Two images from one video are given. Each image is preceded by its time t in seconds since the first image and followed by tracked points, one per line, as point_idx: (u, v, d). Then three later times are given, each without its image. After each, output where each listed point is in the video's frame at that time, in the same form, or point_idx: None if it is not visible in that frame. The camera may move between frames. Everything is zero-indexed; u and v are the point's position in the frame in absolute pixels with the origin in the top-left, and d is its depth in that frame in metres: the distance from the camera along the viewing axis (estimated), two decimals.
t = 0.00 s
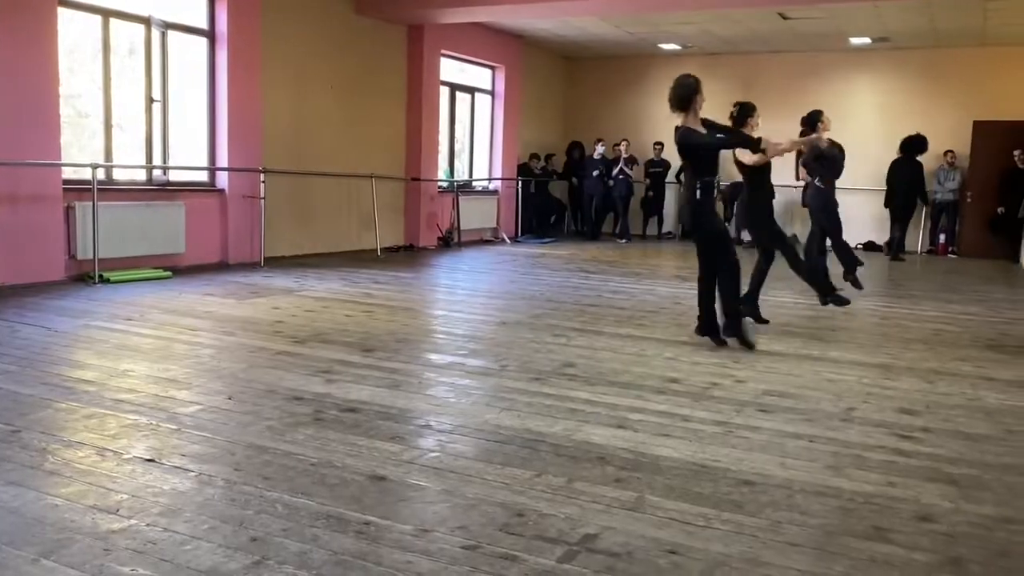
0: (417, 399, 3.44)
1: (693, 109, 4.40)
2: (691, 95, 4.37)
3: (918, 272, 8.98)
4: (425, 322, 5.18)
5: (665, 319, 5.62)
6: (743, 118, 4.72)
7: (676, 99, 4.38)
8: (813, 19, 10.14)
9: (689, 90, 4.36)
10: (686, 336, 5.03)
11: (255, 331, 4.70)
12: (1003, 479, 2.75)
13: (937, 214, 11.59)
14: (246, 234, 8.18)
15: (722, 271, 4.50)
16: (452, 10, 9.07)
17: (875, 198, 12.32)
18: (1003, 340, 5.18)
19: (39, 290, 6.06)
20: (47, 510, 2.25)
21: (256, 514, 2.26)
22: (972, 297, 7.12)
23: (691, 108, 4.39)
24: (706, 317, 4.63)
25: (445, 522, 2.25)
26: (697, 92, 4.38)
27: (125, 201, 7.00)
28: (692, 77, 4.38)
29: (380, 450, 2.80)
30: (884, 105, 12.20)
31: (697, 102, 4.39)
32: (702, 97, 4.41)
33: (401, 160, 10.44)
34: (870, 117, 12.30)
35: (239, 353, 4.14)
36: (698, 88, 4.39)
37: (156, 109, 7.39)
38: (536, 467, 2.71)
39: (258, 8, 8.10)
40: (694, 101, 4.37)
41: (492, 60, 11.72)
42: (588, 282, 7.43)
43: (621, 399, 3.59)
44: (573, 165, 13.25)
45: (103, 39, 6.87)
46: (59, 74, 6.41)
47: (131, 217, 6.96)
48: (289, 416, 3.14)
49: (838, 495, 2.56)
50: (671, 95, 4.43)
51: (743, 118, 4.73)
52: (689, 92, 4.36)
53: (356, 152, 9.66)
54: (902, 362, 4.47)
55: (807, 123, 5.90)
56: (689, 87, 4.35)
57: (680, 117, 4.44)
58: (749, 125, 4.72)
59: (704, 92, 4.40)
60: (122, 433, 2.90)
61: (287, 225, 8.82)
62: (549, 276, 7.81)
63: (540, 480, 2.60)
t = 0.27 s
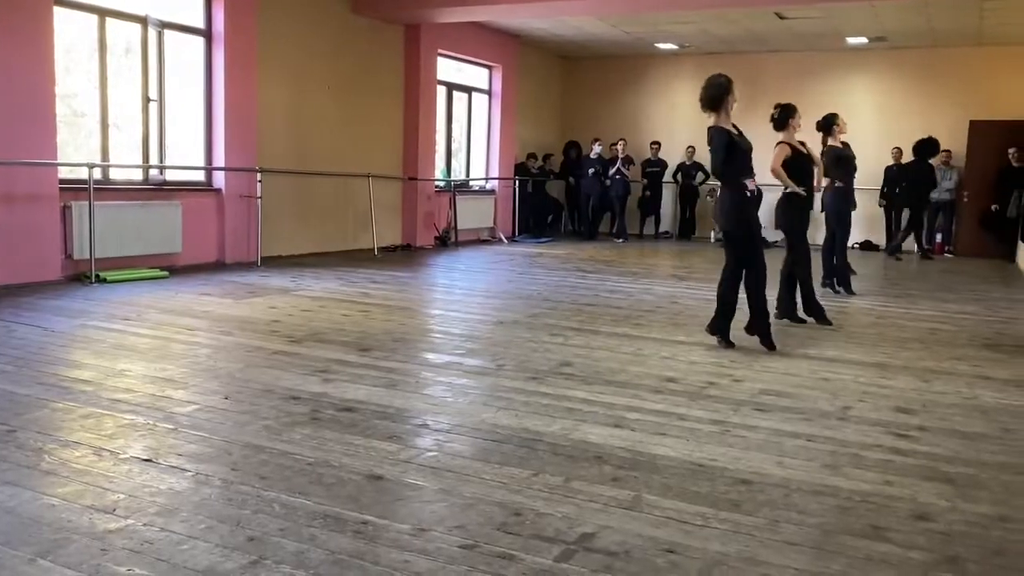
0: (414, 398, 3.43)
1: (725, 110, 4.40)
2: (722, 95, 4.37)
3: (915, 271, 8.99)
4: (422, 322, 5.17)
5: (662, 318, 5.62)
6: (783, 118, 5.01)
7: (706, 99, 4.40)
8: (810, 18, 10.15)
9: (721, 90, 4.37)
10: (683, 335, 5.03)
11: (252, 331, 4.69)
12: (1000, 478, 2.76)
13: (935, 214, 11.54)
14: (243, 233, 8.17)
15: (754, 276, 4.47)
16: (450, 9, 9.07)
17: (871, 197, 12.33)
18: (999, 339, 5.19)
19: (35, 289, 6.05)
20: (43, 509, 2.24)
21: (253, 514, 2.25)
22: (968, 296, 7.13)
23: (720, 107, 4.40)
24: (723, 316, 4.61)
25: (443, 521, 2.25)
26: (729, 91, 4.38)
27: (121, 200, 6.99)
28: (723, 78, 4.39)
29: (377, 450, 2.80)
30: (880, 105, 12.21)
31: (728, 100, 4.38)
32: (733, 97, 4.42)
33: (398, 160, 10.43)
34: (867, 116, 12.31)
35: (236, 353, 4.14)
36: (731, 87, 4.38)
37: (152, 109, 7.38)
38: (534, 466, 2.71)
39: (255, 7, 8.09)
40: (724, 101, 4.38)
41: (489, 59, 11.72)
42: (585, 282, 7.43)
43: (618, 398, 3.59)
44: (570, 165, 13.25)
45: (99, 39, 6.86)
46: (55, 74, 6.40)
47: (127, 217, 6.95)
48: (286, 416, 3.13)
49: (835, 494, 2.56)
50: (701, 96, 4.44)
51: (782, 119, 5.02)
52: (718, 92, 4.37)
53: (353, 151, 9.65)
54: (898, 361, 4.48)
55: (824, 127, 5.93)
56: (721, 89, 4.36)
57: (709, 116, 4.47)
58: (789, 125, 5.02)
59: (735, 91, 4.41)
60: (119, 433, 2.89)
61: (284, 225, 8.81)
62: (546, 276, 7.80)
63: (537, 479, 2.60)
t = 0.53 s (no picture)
0: (410, 398, 3.43)
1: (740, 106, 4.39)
2: (735, 90, 4.38)
3: (911, 271, 9.00)
4: (419, 321, 5.17)
5: (659, 318, 5.62)
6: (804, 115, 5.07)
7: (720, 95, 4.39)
8: (806, 18, 10.16)
9: (736, 87, 4.37)
10: (680, 335, 5.04)
11: (248, 331, 4.69)
12: (996, 477, 2.76)
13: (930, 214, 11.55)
14: (239, 233, 8.15)
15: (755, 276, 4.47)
16: (447, 9, 9.07)
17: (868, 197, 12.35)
18: (995, 339, 5.20)
19: (31, 289, 6.03)
20: (39, 510, 2.24)
21: (249, 515, 2.25)
22: (964, 296, 7.14)
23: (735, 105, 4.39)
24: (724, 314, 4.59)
25: (439, 522, 2.25)
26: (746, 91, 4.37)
27: (116, 200, 6.97)
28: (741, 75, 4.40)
29: (373, 450, 2.79)
30: (876, 104, 12.23)
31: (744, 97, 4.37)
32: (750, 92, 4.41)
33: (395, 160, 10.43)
34: (863, 116, 12.33)
35: (232, 353, 4.13)
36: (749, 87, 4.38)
37: (148, 108, 7.36)
38: (530, 466, 2.71)
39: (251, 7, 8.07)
40: (738, 99, 4.38)
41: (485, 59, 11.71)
42: (581, 282, 7.43)
43: (615, 398, 3.59)
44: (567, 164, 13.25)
45: (95, 38, 6.85)
46: (50, 73, 6.38)
47: (123, 217, 6.93)
48: (282, 416, 3.13)
49: (831, 494, 2.57)
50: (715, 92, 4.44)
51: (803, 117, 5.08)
52: (733, 88, 4.37)
53: (350, 151, 9.65)
54: (895, 361, 4.49)
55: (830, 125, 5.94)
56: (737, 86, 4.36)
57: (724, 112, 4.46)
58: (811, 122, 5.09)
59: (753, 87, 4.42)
60: (115, 433, 2.89)
61: (280, 224, 8.80)
62: (542, 276, 7.80)
63: (533, 479, 2.60)
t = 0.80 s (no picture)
0: (404, 398, 3.43)
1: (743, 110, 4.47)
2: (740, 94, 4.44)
3: (905, 271, 9.03)
4: (413, 321, 5.17)
5: (653, 317, 5.63)
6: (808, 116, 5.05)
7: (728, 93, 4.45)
8: (799, 18, 10.17)
9: (746, 90, 4.44)
10: (674, 335, 5.04)
11: (242, 330, 4.68)
12: (989, 476, 2.77)
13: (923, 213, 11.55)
14: (233, 233, 8.13)
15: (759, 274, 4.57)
16: (442, 9, 9.07)
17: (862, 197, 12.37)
18: (988, 338, 5.22)
19: (24, 289, 6.01)
20: (32, 510, 2.23)
21: (243, 515, 2.25)
22: (957, 295, 7.16)
23: (741, 107, 4.48)
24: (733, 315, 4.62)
25: (434, 521, 2.25)
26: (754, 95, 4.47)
27: (110, 199, 6.95)
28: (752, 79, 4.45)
29: (367, 450, 2.79)
30: (870, 104, 12.26)
31: (750, 100, 4.47)
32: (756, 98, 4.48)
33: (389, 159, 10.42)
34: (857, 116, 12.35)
35: (226, 352, 4.12)
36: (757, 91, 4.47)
37: (142, 108, 7.34)
38: (524, 466, 2.71)
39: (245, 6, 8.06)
40: (743, 101, 4.46)
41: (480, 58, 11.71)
42: (576, 281, 7.43)
43: (610, 398, 3.59)
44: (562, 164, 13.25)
45: (88, 37, 6.83)
46: (44, 72, 6.36)
47: (117, 217, 6.91)
48: (276, 416, 3.12)
49: (825, 493, 2.57)
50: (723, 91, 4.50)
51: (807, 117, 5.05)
52: (746, 88, 4.44)
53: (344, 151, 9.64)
54: (889, 360, 4.50)
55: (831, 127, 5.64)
56: (746, 88, 4.43)
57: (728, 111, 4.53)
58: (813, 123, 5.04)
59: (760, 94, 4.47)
60: (108, 433, 2.88)
61: (274, 223, 8.79)
62: (537, 275, 7.80)
63: (528, 479, 2.60)
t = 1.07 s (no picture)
0: (397, 397, 3.43)
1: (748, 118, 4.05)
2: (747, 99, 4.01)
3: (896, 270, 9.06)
4: (406, 320, 5.17)
5: (646, 316, 5.64)
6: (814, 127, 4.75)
7: (728, 98, 4.02)
8: (791, 17, 10.20)
9: (749, 95, 4.00)
10: (667, 333, 5.06)
11: (234, 329, 4.67)
12: (980, 474, 2.79)
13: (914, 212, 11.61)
14: (225, 231, 8.11)
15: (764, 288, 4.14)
16: (434, 8, 9.06)
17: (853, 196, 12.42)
18: (978, 337, 5.25)
19: (14, 288, 5.99)
20: (22, 510, 2.22)
21: (235, 514, 2.24)
22: (948, 294, 7.20)
23: (743, 113, 4.03)
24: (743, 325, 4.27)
25: (427, 520, 2.25)
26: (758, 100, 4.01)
27: (102, 198, 6.93)
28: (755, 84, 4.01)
29: (360, 449, 2.79)
30: (861, 104, 12.30)
31: (753, 106, 4.02)
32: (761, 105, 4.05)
33: (382, 158, 10.41)
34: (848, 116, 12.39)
35: (219, 352, 4.12)
36: (761, 97, 4.02)
37: (133, 106, 7.32)
38: (518, 464, 2.72)
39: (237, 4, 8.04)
40: (746, 107, 4.01)
41: (472, 57, 11.70)
42: (568, 280, 7.44)
43: (603, 396, 3.60)
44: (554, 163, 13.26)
45: (80, 35, 6.81)
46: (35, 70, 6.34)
47: (108, 215, 6.88)
48: (268, 415, 3.12)
49: (817, 491, 2.58)
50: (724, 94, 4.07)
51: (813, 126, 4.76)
52: (750, 93, 3.99)
53: (336, 150, 9.62)
54: (880, 359, 4.51)
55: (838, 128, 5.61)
56: (749, 93, 3.99)
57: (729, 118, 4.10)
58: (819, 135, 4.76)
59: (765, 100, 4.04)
60: (100, 432, 2.87)
61: (267, 222, 8.76)
62: (530, 274, 7.80)
63: (521, 477, 2.60)
